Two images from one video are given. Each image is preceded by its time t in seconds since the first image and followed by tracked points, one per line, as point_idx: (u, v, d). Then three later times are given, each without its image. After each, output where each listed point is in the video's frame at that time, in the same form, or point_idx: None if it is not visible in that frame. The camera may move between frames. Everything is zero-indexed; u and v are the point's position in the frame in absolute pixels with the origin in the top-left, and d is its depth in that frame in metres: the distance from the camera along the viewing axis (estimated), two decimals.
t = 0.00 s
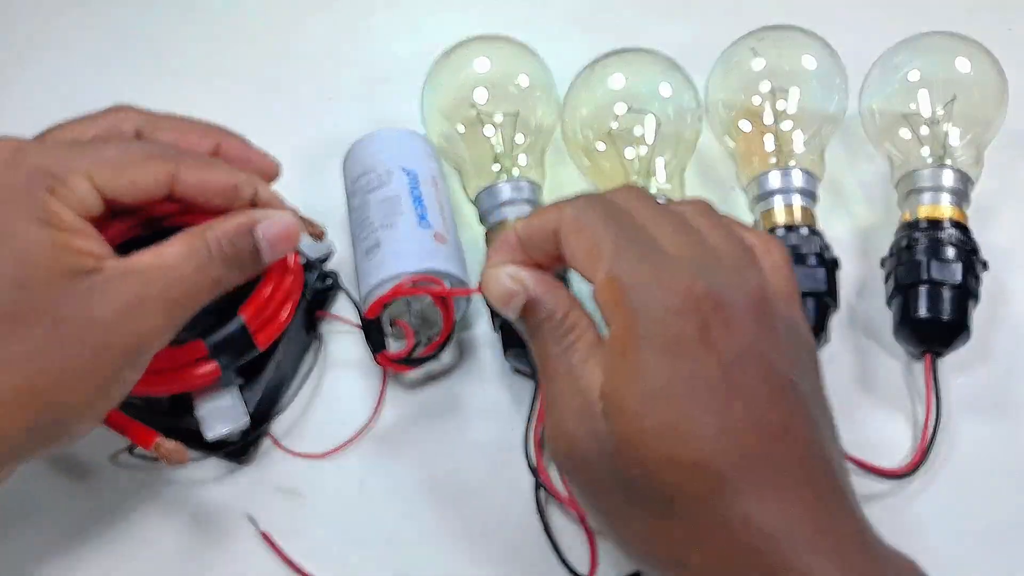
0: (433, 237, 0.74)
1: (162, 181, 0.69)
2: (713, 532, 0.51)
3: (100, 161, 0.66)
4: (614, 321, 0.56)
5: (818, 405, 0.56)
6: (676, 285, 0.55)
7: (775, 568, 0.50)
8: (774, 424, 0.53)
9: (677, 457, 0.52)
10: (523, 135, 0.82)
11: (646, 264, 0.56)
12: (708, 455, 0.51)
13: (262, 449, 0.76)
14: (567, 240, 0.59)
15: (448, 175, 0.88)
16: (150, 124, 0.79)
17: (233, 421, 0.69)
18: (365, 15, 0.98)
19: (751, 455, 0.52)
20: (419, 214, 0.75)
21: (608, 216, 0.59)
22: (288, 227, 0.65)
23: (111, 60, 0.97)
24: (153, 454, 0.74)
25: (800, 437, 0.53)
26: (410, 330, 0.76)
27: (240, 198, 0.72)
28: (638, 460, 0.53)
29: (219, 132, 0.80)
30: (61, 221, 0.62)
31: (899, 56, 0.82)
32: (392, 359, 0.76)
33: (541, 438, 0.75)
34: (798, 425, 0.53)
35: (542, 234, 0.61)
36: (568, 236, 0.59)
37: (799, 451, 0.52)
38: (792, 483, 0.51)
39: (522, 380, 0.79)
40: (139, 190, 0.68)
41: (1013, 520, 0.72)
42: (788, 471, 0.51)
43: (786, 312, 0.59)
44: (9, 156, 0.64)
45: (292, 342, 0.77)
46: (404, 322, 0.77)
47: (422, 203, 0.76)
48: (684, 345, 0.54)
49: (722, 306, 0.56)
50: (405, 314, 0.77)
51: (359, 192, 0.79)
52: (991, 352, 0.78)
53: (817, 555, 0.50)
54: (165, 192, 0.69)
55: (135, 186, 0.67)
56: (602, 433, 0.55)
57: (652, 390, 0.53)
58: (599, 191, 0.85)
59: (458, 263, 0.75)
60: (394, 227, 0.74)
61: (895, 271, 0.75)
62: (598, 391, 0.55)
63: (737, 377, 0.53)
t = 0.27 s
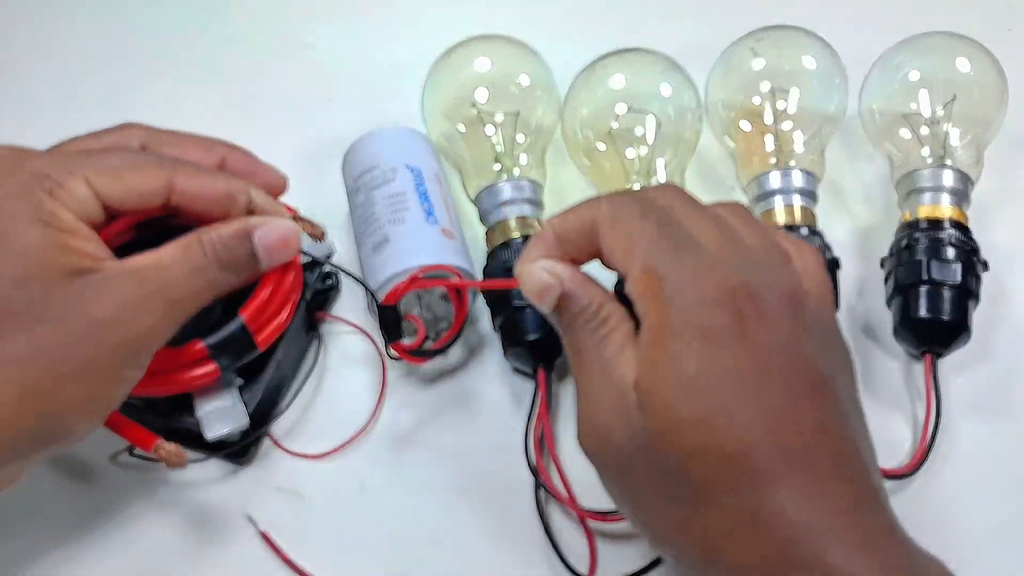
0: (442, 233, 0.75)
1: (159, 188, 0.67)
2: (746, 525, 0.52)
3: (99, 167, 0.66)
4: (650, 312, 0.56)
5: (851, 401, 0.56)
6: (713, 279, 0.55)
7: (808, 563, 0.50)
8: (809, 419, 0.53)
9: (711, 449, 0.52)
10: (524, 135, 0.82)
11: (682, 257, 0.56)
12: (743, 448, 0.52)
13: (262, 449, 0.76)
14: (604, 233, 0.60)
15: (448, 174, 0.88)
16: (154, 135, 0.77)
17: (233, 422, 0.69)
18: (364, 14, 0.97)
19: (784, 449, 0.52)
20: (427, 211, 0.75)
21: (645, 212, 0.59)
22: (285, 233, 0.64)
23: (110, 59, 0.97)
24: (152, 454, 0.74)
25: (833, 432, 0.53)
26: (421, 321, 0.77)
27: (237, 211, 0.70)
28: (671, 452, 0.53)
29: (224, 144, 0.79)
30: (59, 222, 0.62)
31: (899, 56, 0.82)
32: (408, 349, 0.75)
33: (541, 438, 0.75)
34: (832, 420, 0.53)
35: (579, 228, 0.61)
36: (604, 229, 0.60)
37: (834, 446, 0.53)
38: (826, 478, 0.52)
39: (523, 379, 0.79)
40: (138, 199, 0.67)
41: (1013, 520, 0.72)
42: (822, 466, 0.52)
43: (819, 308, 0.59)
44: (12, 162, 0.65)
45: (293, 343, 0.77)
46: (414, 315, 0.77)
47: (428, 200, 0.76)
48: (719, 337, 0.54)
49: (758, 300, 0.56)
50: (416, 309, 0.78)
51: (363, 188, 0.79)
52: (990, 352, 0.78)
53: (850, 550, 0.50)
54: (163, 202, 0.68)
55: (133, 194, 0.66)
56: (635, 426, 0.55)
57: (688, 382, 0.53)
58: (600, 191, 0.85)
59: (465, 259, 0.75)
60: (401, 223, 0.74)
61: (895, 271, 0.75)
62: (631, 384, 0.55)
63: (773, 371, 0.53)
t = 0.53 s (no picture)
0: (407, 236, 0.74)
1: (157, 185, 0.67)
2: (767, 513, 0.53)
3: (97, 167, 0.66)
4: (691, 298, 0.56)
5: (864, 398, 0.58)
6: (760, 270, 0.56)
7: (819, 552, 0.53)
8: (835, 413, 0.55)
9: (745, 436, 0.53)
10: (523, 135, 0.82)
11: (732, 244, 0.57)
12: (778, 438, 0.53)
13: (262, 449, 0.76)
14: (650, 200, 0.60)
15: (447, 174, 0.88)
16: (152, 138, 0.77)
17: (233, 422, 0.69)
18: (364, 14, 0.97)
19: (815, 442, 0.54)
20: (392, 216, 0.76)
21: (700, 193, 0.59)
22: (284, 234, 0.64)
23: (111, 60, 0.97)
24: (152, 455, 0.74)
25: (852, 429, 0.56)
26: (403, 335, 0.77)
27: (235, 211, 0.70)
28: (705, 435, 0.54)
29: (222, 145, 0.79)
30: (58, 221, 0.63)
31: (899, 56, 0.82)
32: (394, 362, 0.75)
33: (541, 438, 0.74)
34: (851, 417, 0.56)
35: (623, 188, 0.62)
36: (650, 197, 0.60)
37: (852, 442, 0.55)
38: (844, 472, 0.54)
39: (522, 379, 0.79)
40: (136, 200, 0.67)
41: (1012, 520, 0.72)
42: (843, 460, 0.54)
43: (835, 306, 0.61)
44: (10, 161, 0.65)
45: (293, 342, 0.77)
46: (397, 328, 0.78)
47: (393, 204, 0.76)
48: (762, 327, 0.55)
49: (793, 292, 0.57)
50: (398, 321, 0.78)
51: (337, 203, 0.80)
52: (990, 352, 0.78)
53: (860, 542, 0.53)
54: (161, 203, 0.68)
55: (131, 194, 0.67)
56: (663, 406, 0.55)
57: (729, 369, 0.54)
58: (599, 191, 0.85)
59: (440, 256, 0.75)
60: (369, 234, 0.75)
61: (895, 271, 0.75)
62: (667, 363, 0.55)
63: (808, 363, 0.55)
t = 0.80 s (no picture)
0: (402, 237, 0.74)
1: (157, 187, 0.67)
2: (664, 514, 0.52)
3: (98, 168, 0.66)
4: (535, 303, 0.53)
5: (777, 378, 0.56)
6: (588, 265, 0.53)
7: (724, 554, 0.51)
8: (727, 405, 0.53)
9: (630, 441, 0.52)
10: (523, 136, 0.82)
11: (552, 240, 0.53)
12: (659, 440, 0.51)
13: (262, 449, 0.76)
14: (445, 227, 0.55)
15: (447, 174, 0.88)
16: (153, 139, 0.77)
17: (233, 422, 0.69)
18: (364, 14, 0.97)
19: (709, 452, 0.51)
20: (387, 216, 0.75)
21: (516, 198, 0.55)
22: (285, 235, 0.65)
23: (110, 59, 0.97)
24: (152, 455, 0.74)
25: (745, 414, 0.53)
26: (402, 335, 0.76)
27: (236, 211, 0.70)
28: (594, 442, 0.53)
29: (223, 146, 0.79)
30: (58, 221, 0.63)
31: (898, 56, 0.82)
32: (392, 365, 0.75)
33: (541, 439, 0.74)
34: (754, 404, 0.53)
35: (422, 210, 0.55)
36: (462, 224, 0.54)
37: (757, 432, 0.53)
38: (749, 466, 0.52)
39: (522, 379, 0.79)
40: (137, 201, 0.67)
41: (1012, 520, 0.72)
42: (744, 454, 0.52)
43: (744, 278, 0.58)
44: (13, 163, 0.65)
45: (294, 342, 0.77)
46: (395, 328, 0.77)
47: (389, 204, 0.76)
48: (620, 322, 0.52)
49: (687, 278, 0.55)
50: (395, 321, 0.78)
51: (335, 205, 0.80)
52: (990, 352, 0.78)
53: (771, 538, 0.50)
54: (161, 205, 0.68)
55: (131, 195, 0.67)
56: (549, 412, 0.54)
57: (593, 376, 0.52)
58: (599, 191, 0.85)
59: (436, 257, 0.74)
60: (365, 237, 0.75)
61: (895, 271, 0.75)
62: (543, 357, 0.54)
63: (687, 355, 0.53)
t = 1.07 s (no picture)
0: (405, 236, 0.74)
1: (156, 186, 0.66)
2: (668, 490, 0.54)
3: (98, 167, 0.65)
4: (540, 291, 0.54)
5: (778, 352, 0.57)
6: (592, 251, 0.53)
7: (723, 524, 0.54)
8: (728, 385, 0.54)
9: (635, 425, 0.53)
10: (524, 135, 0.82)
11: (558, 231, 0.54)
12: (660, 423, 0.53)
13: (261, 450, 0.76)
14: (468, 222, 0.58)
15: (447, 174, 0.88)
16: (152, 139, 0.77)
17: (231, 422, 0.69)
18: (363, 15, 0.97)
19: (707, 426, 0.54)
20: (391, 216, 0.75)
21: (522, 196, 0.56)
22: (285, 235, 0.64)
23: (109, 59, 0.97)
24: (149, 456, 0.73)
25: (741, 390, 0.55)
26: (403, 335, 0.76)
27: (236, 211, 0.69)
28: (600, 426, 0.54)
29: (222, 145, 0.78)
30: (57, 222, 0.62)
31: (898, 57, 0.82)
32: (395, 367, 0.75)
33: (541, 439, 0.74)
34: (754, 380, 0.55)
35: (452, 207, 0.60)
36: (484, 211, 0.57)
37: (756, 410, 0.55)
38: (746, 443, 0.54)
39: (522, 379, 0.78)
40: (136, 201, 0.66)
41: (1014, 520, 0.72)
42: (744, 432, 0.54)
43: (746, 250, 0.58)
44: (14, 165, 0.65)
45: (293, 342, 0.77)
46: (396, 328, 0.76)
47: (392, 204, 0.76)
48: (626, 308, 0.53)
49: (690, 260, 0.55)
50: (397, 321, 0.77)
51: (335, 205, 0.80)
52: (990, 352, 0.78)
53: (766, 508, 0.54)
54: (161, 205, 0.67)
55: (132, 195, 0.65)
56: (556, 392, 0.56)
57: (598, 363, 0.53)
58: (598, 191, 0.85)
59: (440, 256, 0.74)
60: (367, 236, 0.75)
61: (895, 270, 0.75)
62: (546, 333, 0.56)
63: (689, 339, 0.54)
